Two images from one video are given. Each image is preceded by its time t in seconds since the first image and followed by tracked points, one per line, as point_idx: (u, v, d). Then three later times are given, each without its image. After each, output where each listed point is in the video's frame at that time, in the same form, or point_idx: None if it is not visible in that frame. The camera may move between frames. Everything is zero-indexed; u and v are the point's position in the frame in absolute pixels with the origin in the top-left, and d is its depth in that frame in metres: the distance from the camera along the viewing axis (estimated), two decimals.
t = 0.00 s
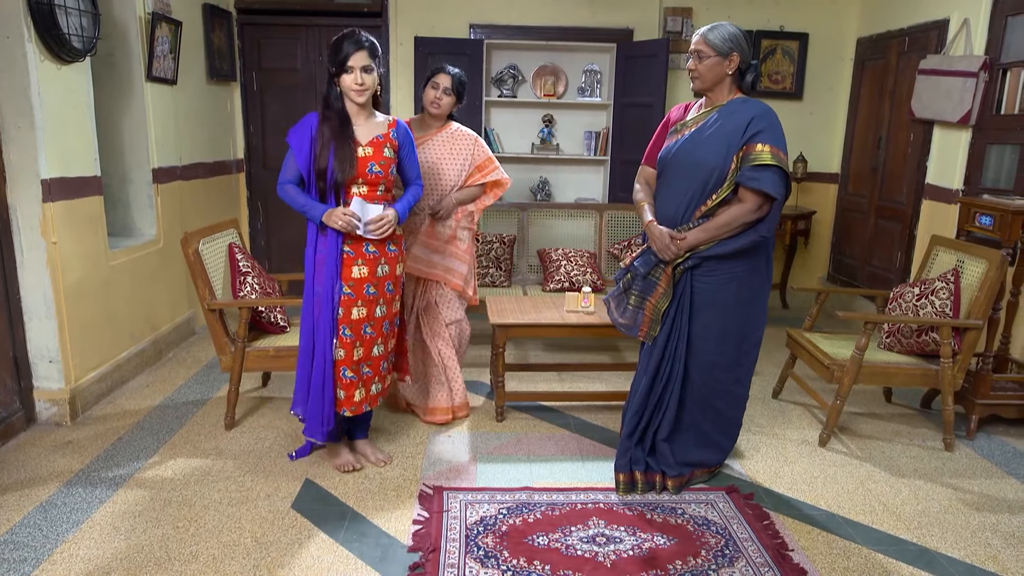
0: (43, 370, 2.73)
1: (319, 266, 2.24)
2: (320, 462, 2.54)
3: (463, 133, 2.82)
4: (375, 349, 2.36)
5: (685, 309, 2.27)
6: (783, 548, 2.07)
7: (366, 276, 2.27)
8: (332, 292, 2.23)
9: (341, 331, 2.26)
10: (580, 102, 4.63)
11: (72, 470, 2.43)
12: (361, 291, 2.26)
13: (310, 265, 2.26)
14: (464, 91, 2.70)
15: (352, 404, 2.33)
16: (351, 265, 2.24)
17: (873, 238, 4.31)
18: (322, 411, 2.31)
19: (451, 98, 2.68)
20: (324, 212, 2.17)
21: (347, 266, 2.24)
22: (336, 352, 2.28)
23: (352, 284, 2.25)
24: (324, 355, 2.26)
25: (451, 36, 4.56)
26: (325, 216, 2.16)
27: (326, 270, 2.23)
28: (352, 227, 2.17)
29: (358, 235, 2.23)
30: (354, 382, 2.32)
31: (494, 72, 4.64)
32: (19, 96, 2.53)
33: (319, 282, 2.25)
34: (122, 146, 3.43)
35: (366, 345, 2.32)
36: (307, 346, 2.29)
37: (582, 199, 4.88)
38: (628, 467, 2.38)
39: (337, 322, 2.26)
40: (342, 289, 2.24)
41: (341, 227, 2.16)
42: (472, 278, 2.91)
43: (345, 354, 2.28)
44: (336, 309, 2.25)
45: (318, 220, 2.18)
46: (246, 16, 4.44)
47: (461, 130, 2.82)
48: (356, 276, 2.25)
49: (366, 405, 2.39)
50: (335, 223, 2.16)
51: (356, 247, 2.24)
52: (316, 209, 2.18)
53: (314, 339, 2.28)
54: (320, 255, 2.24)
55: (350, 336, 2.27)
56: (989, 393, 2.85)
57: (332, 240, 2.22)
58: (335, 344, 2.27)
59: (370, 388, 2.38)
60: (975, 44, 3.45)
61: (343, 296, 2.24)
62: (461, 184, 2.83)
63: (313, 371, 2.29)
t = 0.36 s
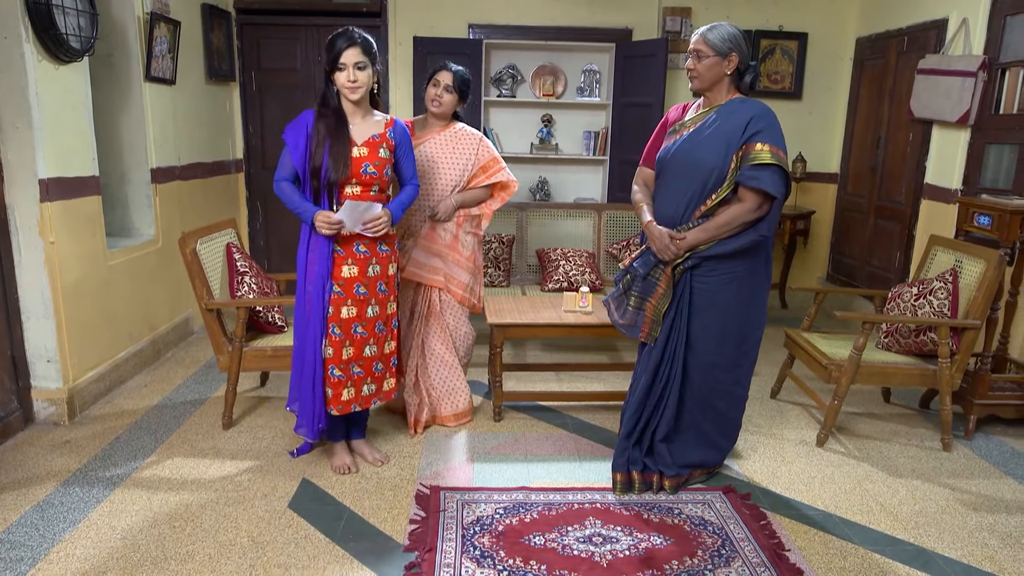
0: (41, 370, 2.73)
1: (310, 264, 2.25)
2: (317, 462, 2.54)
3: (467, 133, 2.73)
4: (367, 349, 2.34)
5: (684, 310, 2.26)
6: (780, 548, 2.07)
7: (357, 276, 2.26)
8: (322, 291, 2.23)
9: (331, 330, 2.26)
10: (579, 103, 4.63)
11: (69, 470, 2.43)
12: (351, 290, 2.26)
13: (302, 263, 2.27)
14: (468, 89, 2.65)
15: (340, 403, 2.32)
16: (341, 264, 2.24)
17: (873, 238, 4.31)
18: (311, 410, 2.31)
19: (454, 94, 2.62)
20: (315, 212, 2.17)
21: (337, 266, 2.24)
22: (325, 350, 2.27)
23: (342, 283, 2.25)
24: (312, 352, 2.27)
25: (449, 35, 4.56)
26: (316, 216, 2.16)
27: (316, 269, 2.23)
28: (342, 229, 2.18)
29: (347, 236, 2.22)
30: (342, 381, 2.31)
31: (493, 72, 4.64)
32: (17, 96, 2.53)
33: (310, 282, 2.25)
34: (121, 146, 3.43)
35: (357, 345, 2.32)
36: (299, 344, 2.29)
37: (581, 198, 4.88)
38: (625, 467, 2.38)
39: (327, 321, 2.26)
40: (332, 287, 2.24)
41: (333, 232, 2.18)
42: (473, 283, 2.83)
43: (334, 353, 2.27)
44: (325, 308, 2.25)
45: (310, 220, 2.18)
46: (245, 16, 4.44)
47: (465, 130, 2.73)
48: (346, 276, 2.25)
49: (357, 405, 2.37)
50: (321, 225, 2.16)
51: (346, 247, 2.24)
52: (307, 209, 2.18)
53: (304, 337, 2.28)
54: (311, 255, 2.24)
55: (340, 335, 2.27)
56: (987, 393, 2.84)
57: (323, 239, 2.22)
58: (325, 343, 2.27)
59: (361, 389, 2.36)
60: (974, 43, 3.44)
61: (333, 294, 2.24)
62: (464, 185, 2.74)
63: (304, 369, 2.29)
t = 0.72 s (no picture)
0: (41, 369, 2.74)
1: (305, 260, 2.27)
2: (315, 461, 2.55)
3: (478, 133, 2.62)
4: (360, 348, 2.33)
5: (680, 308, 2.26)
6: (777, 549, 2.07)
7: (351, 276, 2.26)
8: (317, 288, 2.26)
9: (324, 327, 2.27)
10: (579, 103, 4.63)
11: (68, 469, 2.44)
12: (344, 289, 2.26)
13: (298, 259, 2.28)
14: (478, 87, 2.51)
15: (330, 399, 2.33)
16: (336, 263, 2.25)
17: (873, 238, 4.30)
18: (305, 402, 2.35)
19: (462, 92, 2.48)
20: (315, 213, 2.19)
21: (331, 265, 2.25)
22: (318, 347, 2.29)
23: (336, 282, 2.26)
24: (307, 347, 2.30)
25: (450, 35, 4.57)
26: (318, 216, 2.17)
27: (312, 267, 2.25)
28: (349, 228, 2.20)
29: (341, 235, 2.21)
30: (332, 378, 2.31)
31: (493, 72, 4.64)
32: (16, 96, 2.54)
33: (305, 279, 2.27)
34: (120, 146, 3.44)
35: (350, 343, 2.31)
36: (293, 337, 2.33)
37: (581, 198, 4.88)
38: (622, 468, 2.38)
39: (321, 317, 2.28)
40: (326, 285, 2.26)
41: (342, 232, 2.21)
42: (483, 288, 2.75)
43: (325, 350, 2.28)
44: (320, 305, 2.27)
45: (310, 220, 2.19)
46: (245, 16, 4.45)
47: (477, 129, 2.62)
48: (340, 275, 2.25)
49: (348, 403, 2.36)
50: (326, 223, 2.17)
51: (340, 246, 2.25)
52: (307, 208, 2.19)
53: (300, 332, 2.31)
54: (307, 251, 2.26)
55: (332, 333, 2.28)
56: (986, 393, 2.83)
57: (321, 236, 2.24)
58: (318, 339, 2.29)
59: (354, 387, 2.36)
60: (974, 43, 3.44)
61: (328, 292, 2.26)
62: (475, 187, 2.65)
63: (299, 363, 2.33)
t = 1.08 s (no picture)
0: (41, 368, 2.75)
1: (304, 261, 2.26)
2: (313, 460, 2.55)
3: (482, 134, 2.60)
4: (360, 348, 2.34)
5: (677, 307, 2.25)
6: (774, 549, 2.06)
7: (350, 276, 2.27)
8: (316, 289, 2.26)
9: (325, 328, 2.28)
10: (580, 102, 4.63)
11: (67, 467, 2.45)
12: (344, 289, 2.27)
13: (296, 259, 2.28)
14: (477, 86, 2.50)
15: (330, 399, 2.33)
16: (335, 263, 2.25)
17: (875, 238, 4.29)
18: (307, 404, 2.35)
19: (461, 92, 2.47)
20: (316, 214, 2.19)
21: (329, 265, 2.25)
22: (319, 347, 2.30)
23: (335, 282, 2.26)
24: (308, 348, 2.30)
25: (450, 35, 4.57)
26: (317, 218, 2.18)
27: (311, 268, 2.25)
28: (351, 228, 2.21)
29: (339, 234, 2.21)
30: (332, 378, 2.31)
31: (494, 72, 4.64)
32: (17, 96, 2.55)
33: (304, 281, 2.27)
34: (121, 145, 3.45)
35: (349, 343, 2.31)
36: (293, 339, 2.32)
37: (583, 198, 4.87)
38: (621, 468, 2.37)
39: (321, 318, 2.28)
40: (326, 285, 2.26)
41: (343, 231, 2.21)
42: (483, 289, 2.74)
43: (326, 350, 2.29)
44: (319, 306, 2.28)
45: (309, 221, 2.20)
46: (247, 16, 4.45)
47: (480, 130, 2.60)
48: (338, 275, 2.26)
49: (347, 402, 2.36)
50: (329, 223, 2.17)
51: (339, 247, 2.25)
52: (305, 210, 2.19)
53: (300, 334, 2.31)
54: (305, 251, 2.26)
55: (333, 333, 2.28)
56: (987, 394, 2.82)
57: (319, 237, 2.24)
58: (318, 339, 2.30)
59: (354, 386, 2.36)
60: (975, 42, 3.42)
61: (328, 293, 2.26)
62: (476, 189, 2.63)
63: (300, 364, 2.33)
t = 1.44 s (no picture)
0: (42, 366, 2.76)
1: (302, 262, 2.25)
2: (312, 459, 2.56)
3: (477, 133, 2.60)
4: (361, 348, 2.34)
5: (668, 306, 2.24)
6: (771, 550, 2.06)
7: (347, 275, 2.27)
8: (315, 289, 2.25)
9: (324, 328, 2.28)
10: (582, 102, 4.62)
11: (67, 466, 2.46)
12: (341, 288, 2.27)
13: (294, 260, 2.26)
14: (475, 86, 2.50)
15: (332, 399, 2.32)
16: (333, 262, 2.25)
17: (877, 238, 4.27)
18: (315, 408, 2.34)
19: (458, 91, 2.47)
20: (312, 214, 2.19)
21: (327, 265, 2.25)
22: (320, 348, 2.29)
23: (332, 281, 2.26)
24: (310, 350, 2.29)
25: (453, 35, 4.58)
26: (313, 219, 2.18)
27: (309, 268, 2.24)
28: (347, 227, 2.22)
29: (336, 233, 2.22)
30: (334, 378, 2.31)
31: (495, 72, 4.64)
32: (18, 95, 2.56)
33: (303, 282, 2.26)
34: (123, 145, 3.46)
35: (350, 343, 2.32)
36: (293, 341, 2.31)
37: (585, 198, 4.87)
38: (618, 468, 2.37)
39: (321, 319, 2.28)
40: (324, 285, 2.26)
41: (338, 230, 2.22)
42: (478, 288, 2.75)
43: (327, 351, 2.29)
44: (319, 307, 2.27)
45: (304, 222, 2.20)
46: (249, 16, 4.47)
47: (476, 129, 2.60)
48: (336, 275, 2.26)
49: (351, 403, 2.36)
50: (326, 223, 2.18)
51: (336, 246, 2.25)
52: (300, 210, 2.19)
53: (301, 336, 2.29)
54: (303, 251, 2.25)
55: (332, 333, 2.28)
56: (988, 395, 2.81)
57: (315, 237, 2.24)
58: (319, 340, 2.29)
59: (356, 387, 2.36)
60: (978, 42, 3.41)
61: (326, 293, 2.26)
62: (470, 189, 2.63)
63: (305, 367, 2.31)
